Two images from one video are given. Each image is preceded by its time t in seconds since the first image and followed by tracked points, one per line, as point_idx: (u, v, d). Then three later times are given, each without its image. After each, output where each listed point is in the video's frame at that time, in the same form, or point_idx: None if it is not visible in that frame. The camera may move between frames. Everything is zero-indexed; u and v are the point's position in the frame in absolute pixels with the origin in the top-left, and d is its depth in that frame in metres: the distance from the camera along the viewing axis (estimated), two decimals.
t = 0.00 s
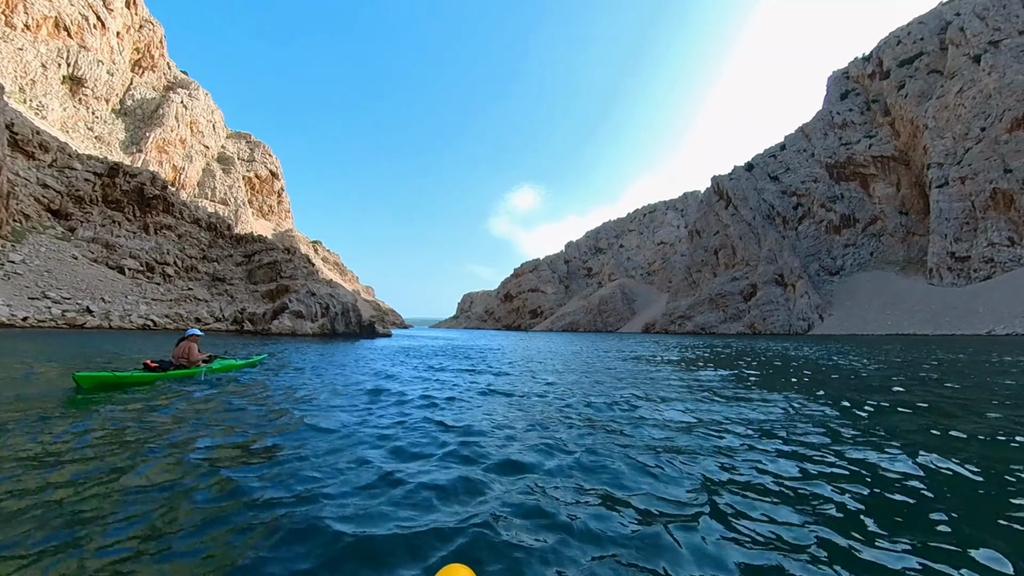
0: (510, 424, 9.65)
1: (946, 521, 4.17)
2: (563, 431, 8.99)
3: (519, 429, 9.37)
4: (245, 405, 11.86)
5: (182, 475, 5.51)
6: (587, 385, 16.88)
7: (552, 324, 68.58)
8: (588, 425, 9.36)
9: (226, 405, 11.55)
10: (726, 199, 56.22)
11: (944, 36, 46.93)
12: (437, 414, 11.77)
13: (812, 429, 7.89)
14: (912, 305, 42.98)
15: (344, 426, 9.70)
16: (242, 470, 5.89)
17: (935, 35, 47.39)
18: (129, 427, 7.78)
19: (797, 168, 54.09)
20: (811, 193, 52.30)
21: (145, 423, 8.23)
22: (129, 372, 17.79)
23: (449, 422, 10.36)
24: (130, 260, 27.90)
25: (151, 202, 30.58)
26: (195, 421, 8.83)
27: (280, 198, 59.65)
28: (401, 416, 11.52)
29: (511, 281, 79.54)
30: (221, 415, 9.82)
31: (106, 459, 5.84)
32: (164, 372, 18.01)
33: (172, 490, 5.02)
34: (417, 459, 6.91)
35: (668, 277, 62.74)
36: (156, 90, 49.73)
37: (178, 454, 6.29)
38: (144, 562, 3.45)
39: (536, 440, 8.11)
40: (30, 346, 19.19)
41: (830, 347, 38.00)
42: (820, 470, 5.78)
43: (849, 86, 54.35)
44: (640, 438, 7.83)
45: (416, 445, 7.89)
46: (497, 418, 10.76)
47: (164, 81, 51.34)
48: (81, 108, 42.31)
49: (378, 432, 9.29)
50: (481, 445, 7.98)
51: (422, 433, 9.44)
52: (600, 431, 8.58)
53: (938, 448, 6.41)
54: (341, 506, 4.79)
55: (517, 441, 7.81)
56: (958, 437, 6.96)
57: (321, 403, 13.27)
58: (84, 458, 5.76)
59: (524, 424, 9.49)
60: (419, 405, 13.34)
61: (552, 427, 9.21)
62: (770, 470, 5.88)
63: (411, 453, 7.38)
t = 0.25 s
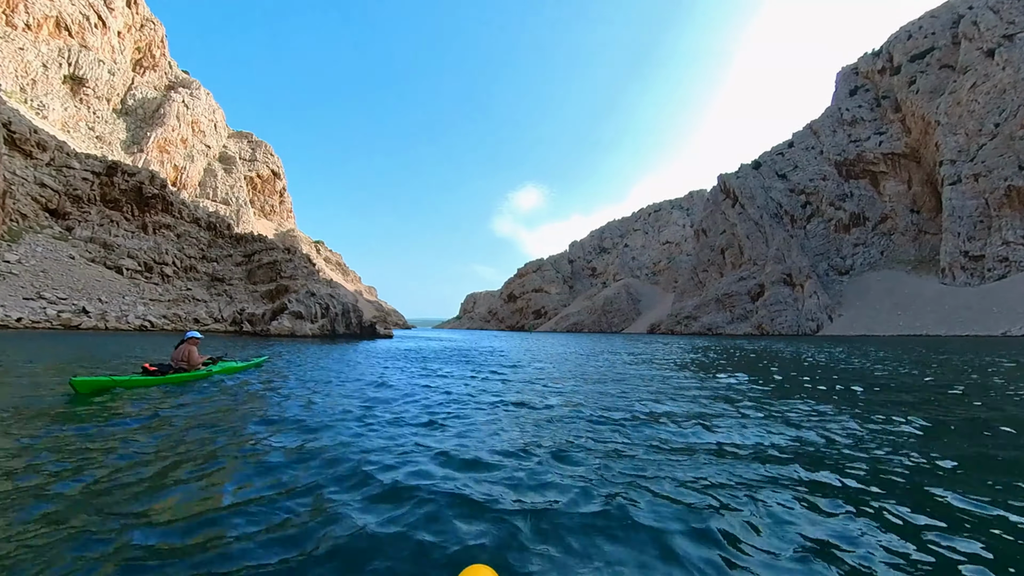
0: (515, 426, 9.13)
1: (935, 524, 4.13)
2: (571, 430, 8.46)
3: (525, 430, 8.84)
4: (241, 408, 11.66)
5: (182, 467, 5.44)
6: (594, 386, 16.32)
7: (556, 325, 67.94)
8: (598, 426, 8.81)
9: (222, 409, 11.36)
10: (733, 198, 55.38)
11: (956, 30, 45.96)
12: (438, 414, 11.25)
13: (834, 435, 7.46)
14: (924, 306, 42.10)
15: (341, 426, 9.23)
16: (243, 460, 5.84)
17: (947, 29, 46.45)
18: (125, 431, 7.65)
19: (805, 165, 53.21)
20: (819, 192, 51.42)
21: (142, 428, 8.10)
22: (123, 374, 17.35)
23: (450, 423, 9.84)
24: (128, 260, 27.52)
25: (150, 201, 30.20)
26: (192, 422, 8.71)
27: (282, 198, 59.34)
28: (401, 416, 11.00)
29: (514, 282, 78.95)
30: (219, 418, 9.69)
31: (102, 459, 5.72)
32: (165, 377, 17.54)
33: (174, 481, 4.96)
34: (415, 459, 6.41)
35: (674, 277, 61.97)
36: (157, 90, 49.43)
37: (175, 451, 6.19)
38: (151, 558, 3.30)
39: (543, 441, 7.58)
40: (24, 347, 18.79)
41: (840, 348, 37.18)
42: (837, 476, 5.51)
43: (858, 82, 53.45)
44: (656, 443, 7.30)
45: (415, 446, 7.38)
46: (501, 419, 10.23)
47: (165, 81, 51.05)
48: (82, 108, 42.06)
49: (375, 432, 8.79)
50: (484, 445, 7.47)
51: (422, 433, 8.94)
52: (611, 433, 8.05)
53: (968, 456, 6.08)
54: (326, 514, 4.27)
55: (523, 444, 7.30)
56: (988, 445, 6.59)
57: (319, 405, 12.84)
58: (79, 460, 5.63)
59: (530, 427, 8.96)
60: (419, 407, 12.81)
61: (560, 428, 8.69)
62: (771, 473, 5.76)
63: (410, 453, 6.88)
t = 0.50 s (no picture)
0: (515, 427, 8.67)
1: (921, 528, 4.04)
2: (574, 432, 7.99)
3: (525, 432, 8.37)
4: (238, 410, 11.48)
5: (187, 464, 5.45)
6: (598, 387, 15.83)
7: (559, 325, 67.40)
8: (603, 428, 8.33)
9: (219, 411, 11.18)
10: (739, 196, 54.66)
11: (967, 25, 45.07)
12: (436, 414, 10.81)
13: (849, 441, 7.08)
14: (935, 306, 41.30)
15: (333, 428, 8.81)
16: (249, 458, 5.87)
17: (958, 23, 45.58)
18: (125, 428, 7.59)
19: (813, 163, 52.42)
20: (827, 190, 50.65)
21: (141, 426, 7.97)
22: (116, 377, 16.95)
23: (447, 424, 9.38)
24: (125, 259, 27.18)
25: (148, 201, 29.87)
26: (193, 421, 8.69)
27: (284, 197, 59.07)
28: (396, 416, 10.55)
29: (517, 282, 78.41)
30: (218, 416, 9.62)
31: (105, 455, 5.71)
32: (165, 381, 17.17)
33: (180, 477, 4.97)
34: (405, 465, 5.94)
35: (679, 277, 61.29)
36: (158, 90, 49.15)
37: (178, 448, 6.19)
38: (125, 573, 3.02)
39: (545, 445, 7.12)
40: (16, 348, 18.45)
41: (849, 349, 36.47)
42: (846, 483, 5.26)
43: (866, 78, 52.66)
44: (664, 448, 6.82)
45: (408, 449, 6.92)
46: (501, 420, 9.77)
47: (166, 81, 50.79)
48: (82, 108, 41.84)
49: (368, 432, 8.36)
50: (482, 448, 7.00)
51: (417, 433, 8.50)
52: (616, 436, 7.59)
53: (986, 466, 5.77)
54: (300, 532, 3.82)
55: (522, 447, 6.83)
56: (1013, 454, 6.25)
57: (314, 406, 12.49)
58: (82, 455, 5.62)
59: (530, 428, 8.50)
60: (416, 408, 12.34)
61: (562, 431, 8.22)
62: (776, 474, 5.60)
63: (402, 458, 6.42)
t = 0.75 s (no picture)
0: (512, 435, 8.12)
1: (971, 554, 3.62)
2: (577, 443, 7.43)
3: (523, 441, 7.81)
4: (232, 412, 11.24)
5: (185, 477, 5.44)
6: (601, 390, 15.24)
7: (563, 325, 66.75)
8: (607, 437, 7.75)
9: (213, 412, 10.99)
10: (745, 194, 53.82)
11: (980, 18, 44.09)
12: (431, 418, 10.26)
13: (871, 450, 6.58)
14: (948, 305, 40.38)
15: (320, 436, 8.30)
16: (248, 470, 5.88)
17: (970, 16, 44.60)
18: (122, 435, 7.53)
19: (821, 160, 51.52)
20: (835, 187, 49.75)
21: (131, 434, 7.67)
22: (106, 378, 16.47)
23: (442, 430, 8.84)
24: (122, 259, 26.80)
25: (145, 199, 29.47)
26: (190, 426, 8.63)
27: (285, 197, 58.73)
28: (389, 421, 10.02)
29: (521, 281, 77.80)
30: (215, 421, 9.53)
31: (100, 465, 5.67)
32: (158, 381, 16.70)
33: (179, 489, 4.96)
34: (388, 484, 5.40)
35: (684, 276, 60.50)
36: (159, 89, 48.84)
37: (174, 460, 6.15)
38: None
39: (543, 459, 6.57)
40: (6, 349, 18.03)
41: (859, 350, 35.66)
42: (864, 496, 4.90)
43: (876, 73, 51.74)
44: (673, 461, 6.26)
45: (395, 462, 6.38)
46: (498, 426, 9.21)
47: (166, 80, 50.46)
48: (83, 108, 41.58)
49: (355, 441, 7.84)
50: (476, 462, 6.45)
51: (408, 441, 7.97)
52: (621, 448, 7.03)
53: (1014, 478, 5.35)
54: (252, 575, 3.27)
55: (519, 462, 6.29)
56: None
57: (307, 410, 12.06)
58: (77, 465, 5.57)
59: (529, 437, 7.94)
60: (411, 411, 11.81)
61: (563, 440, 7.67)
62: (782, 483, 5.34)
63: (386, 473, 5.87)
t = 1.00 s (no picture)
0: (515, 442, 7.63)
1: None
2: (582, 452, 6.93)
3: (526, 447, 7.31)
4: (231, 411, 11.17)
5: (193, 478, 5.47)
6: (607, 394, 14.76)
7: (566, 325, 66.19)
8: (615, 447, 7.26)
9: (211, 412, 10.90)
10: (751, 193, 53.11)
11: (992, 12, 43.26)
12: (428, 421, 9.79)
13: (901, 467, 6.19)
14: (958, 305, 39.64)
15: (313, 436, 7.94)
16: (255, 470, 5.94)
17: (981, 11, 43.78)
18: (118, 436, 7.40)
19: (828, 158, 50.76)
20: (843, 185, 49.01)
21: (120, 436, 7.40)
22: (97, 380, 16.05)
23: (438, 434, 8.34)
24: (118, 258, 26.38)
25: (143, 198, 29.10)
26: (191, 424, 8.66)
27: (286, 196, 58.43)
28: (383, 424, 9.53)
29: (524, 281, 77.27)
30: (214, 419, 9.51)
31: (103, 469, 5.65)
32: (150, 381, 16.28)
33: (182, 497, 4.88)
34: (375, 506, 4.86)
35: (689, 276, 59.84)
36: (159, 88, 48.55)
37: (177, 460, 6.15)
38: None
39: (549, 469, 6.06)
40: None
41: (868, 350, 35.00)
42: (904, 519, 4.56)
43: (884, 69, 50.95)
44: (686, 477, 5.78)
45: (388, 472, 5.91)
46: (498, 433, 8.71)
47: (166, 78, 50.15)
48: (83, 107, 41.35)
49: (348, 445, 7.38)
50: (475, 471, 5.98)
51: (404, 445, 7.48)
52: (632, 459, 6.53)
53: None
54: None
55: (523, 470, 5.82)
56: None
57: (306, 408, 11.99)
58: (79, 470, 5.54)
59: (533, 444, 7.46)
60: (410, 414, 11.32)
61: (569, 449, 7.19)
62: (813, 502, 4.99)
63: (377, 487, 5.40)
